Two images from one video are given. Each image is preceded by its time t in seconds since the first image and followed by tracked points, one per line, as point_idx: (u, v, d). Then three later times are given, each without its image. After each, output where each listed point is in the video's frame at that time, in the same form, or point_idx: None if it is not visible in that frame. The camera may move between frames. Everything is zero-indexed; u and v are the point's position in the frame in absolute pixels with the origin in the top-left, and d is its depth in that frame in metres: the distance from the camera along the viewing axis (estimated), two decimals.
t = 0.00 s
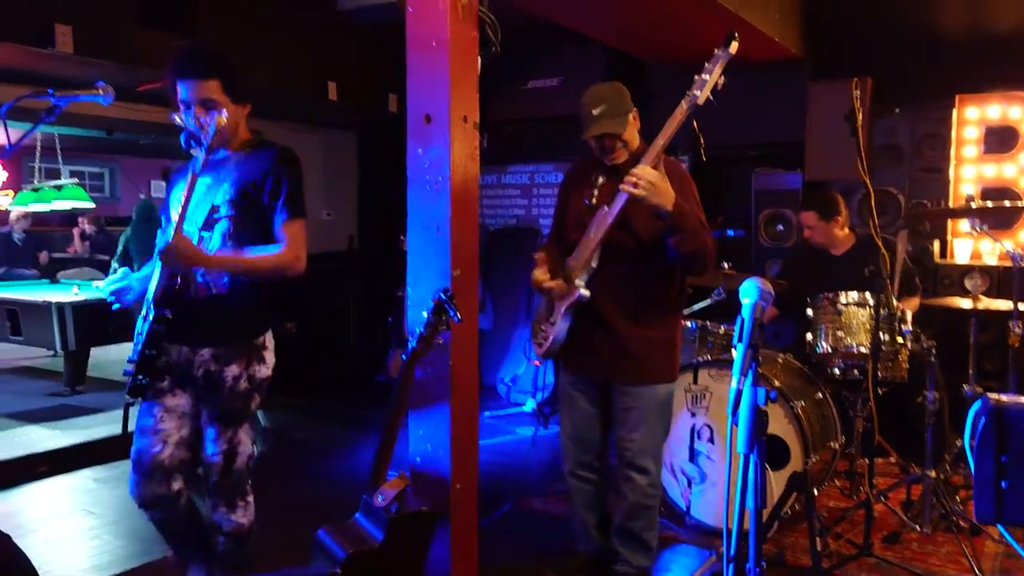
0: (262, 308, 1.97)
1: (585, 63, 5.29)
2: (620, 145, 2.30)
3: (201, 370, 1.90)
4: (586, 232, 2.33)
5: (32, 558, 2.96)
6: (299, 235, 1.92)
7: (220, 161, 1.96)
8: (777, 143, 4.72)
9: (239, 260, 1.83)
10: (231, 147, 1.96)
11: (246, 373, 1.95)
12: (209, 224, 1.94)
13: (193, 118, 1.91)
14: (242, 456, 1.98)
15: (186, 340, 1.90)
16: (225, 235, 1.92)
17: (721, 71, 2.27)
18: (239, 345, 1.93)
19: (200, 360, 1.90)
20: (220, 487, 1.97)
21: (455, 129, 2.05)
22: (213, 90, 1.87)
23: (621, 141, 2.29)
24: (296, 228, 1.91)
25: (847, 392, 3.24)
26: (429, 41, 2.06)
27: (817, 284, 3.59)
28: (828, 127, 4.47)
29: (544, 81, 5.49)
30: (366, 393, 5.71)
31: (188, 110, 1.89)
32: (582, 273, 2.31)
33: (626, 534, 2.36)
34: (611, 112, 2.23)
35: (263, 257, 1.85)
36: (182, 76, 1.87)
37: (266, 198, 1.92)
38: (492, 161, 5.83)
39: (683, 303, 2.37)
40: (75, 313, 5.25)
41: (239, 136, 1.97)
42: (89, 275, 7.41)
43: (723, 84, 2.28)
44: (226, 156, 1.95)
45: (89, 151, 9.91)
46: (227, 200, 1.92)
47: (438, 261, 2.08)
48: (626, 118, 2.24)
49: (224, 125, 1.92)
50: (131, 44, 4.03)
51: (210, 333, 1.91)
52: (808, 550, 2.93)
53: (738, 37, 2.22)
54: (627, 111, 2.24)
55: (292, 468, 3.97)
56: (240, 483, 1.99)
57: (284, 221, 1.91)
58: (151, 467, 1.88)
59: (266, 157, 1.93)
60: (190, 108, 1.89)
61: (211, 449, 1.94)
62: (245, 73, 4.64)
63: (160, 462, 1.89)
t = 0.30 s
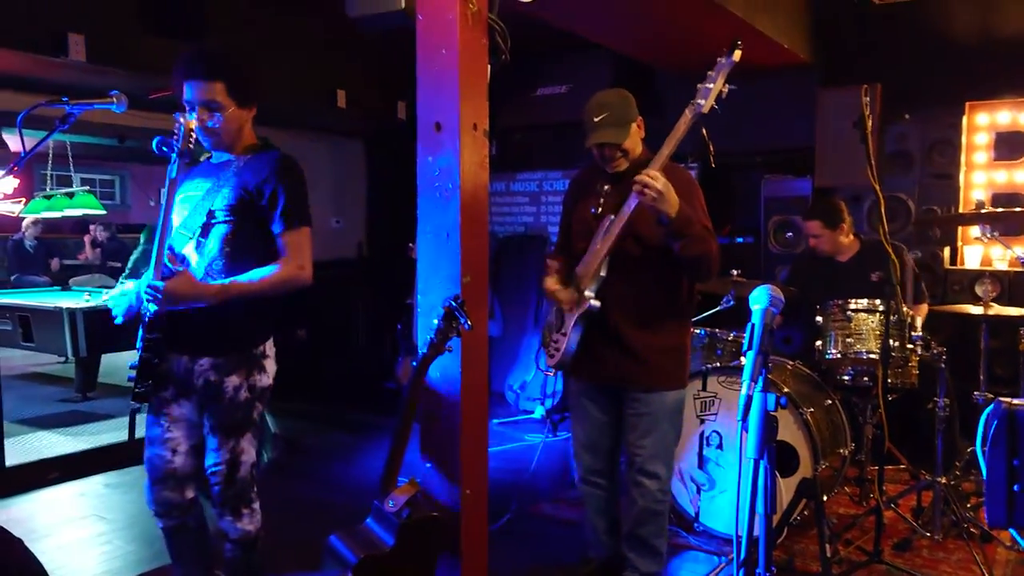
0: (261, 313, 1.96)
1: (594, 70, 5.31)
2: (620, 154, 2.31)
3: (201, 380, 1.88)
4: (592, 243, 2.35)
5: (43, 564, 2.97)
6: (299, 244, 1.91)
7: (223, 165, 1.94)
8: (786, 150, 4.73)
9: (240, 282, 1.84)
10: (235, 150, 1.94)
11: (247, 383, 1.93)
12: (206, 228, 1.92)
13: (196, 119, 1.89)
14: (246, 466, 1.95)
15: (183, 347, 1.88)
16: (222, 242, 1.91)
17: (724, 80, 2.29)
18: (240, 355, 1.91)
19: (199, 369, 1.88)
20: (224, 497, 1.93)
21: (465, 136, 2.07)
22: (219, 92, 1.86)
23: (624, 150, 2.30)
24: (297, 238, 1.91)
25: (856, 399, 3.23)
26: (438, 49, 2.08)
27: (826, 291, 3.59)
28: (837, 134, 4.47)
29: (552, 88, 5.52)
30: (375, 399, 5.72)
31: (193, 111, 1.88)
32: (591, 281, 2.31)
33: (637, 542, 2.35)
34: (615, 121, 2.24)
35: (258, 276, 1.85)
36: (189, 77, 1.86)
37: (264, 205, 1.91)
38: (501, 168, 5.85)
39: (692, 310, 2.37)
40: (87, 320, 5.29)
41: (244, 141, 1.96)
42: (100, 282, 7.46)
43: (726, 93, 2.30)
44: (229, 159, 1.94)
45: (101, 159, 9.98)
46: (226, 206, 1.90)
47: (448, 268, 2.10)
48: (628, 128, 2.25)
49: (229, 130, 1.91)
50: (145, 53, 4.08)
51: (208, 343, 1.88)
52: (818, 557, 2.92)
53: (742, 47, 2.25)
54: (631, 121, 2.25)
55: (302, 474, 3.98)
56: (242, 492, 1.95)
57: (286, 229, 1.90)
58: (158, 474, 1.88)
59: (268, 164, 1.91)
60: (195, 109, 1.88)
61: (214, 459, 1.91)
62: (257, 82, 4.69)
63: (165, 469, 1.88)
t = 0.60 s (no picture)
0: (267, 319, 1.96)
1: (600, 78, 5.33)
2: (632, 163, 2.32)
3: (203, 388, 1.89)
4: (602, 250, 2.34)
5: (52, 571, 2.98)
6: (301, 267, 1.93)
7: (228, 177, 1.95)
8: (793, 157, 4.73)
9: (246, 291, 1.84)
10: (242, 159, 1.96)
11: (249, 390, 1.94)
12: (212, 242, 1.91)
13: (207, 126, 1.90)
14: (250, 473, 1.96)
15: (187, 356, 1.88)
16: (225, 257, 1.91)
17: (736, 90, 2.25)
18: (242, 363, 1.92)
19: (201, 377, 1.88)
20: (227, 503, 1.93)
21: (473, 145, 2.08)
22: (234, 102, 1.88)
23: (634, 159, 2.30)
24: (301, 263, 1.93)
25: (864, 407, 3.22)
26: (446, 58, 2.09)
27: (833, 298, 3.58)
28: (844, 141, 4.47)
29: (559, 95, 5.54)
30: (382, 406, 5.72)
31: (205, 118, 1.89)
32: (600, 291, 2.29)
33: (642, 549, 2.34)
34: (626, 131, 2.24)
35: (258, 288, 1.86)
36: (205, 84, 1.87)
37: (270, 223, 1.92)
38: (508, 175, 5.86)
39: (699, 317, 2.36)
40: (95, 326, 5.31)
41: (252, 151, 1.97)
42: (109, 288, 7.49)
43: (738, 102, 2.27)
44: (235, 171, 1.95)
45: (111, 167, 10.04)
46: (231, 223, 1.90)
47: (455, 275, 2.10)
48: (640, 136, 2.25)
49: (236, 141, 1.92)
50: (155, 61, 4.10)
51: (210, 350, 1.89)
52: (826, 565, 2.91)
53: (753, 57, 2.21)
54: (641, 130, 2.25)
55: (309, 481, 3.98)
56: (245, 499, 1.95)
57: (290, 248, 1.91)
58: (166, 482, 1.89)
59: (279, 184, 1.92)
60: (207, 116, 1.89)
61: (216, 467, 1.92)
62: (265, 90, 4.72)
63: (173, 476, 1.89)
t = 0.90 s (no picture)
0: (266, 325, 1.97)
1: (602, 83, 5.34)
2: (637, 167, 2.31)
3: (202, 394, 1.88)
4: (605, 255, 2.34)
5: None
6: (296, 270, 1.94)
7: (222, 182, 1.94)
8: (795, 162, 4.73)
9: (244, 295, 1.84)
10: (233, 165, 1.95)
11: (249, 394, 1.94)
12: (211, 248, 1.91)
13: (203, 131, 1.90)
14: (249, 478, 1.95)
15: (188, 362, 1.87)
16: (222, 261, 1.91)
17: (741, 95, 2.25)
18: (242, 366, 1.93)
19: (201, 382, 1.88)
20: (227, 508, 1.92)
21: (474, 150, 2.08)
22: (231, 108, 1.89)
23: (639, 162, 2.30)
24: (296, 266, 1.94)
25: (866, 414, 3.22)
26: (448, 65, 2.09)
27: (835, 304, 3.58)
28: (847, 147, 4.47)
29: (561, 101, 5.56)
30: (384, 412, 5.72)
31: (201, 122, 1.89)
32: (603, 295, 2.30)
33: (645, 555, 2.33)
34: (630, 134, 2.24)
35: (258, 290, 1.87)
36: (205, 88, 1.88)
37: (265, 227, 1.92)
38: (510, 181, 5.87)
39: (701, 323, 2.36)
40: (97, 331, 5.31)
41: (243, 157, 1.97)
42: (111, 293, 7.50)
43: (743, 107, 2.26)
44: (230, 176, 1.94)
45: (113, 172, 10.07)
46: (228, 228, 1.90)
47: (456, 281, 2.11)
48: (645, 140, 2.25)
49: (231, 144, 1.92)
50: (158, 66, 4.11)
51: (209, 356, 1.88)
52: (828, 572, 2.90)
53: (759, 62, 2.22)
54: (645, 134, 2.25)
55: (310, 487, 3.97)
56: (245, 504, 1.95)
57: (282, 254, 1.92)
58: (171, 486, 1.90)
59: (274, 188, 1.93)
60: (203, 120, 1.89)
61: (215, 472, 1.91)
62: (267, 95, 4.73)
63: (176, 480, 1.89)
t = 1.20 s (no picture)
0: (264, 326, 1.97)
1: (600, 85, 5.35)
2: (632, 170, 2.31)
3: (203, 393, 1.88)
4: (606, 258, 2.34)
5: None
6: (290, 257, 1.93)
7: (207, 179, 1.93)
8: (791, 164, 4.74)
9: (240, 289, 1.83)
10: (215, 161, 1.94)
11: (249, 393, 1.94)
12: (204, 244, 1.91)
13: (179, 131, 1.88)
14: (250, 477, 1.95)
15: (187, 361, 1.87)
16: (218, 255, 1.91)
17: (739, 100, 2.24)
18: (242, 365, 1.92)
19: (202, 381, 1.88)
20: (227, 507, 1.92)
21: (471, 151, 2.08)
22: (200, 102, 1.85)
23: (634, 166, 2.30)
24: (289, 251, 1.93)
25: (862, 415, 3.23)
26: (445, 66, 2.09)
27: (831, 305, 3.59)
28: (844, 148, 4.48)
29: (558, 102, 5.58)
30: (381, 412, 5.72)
31: (175, 122, 1.87)
32: (603, 298, 2.30)
33: (641, 557, 2.33)
34: (626, 138, 2.25)
35: (254, 281, 1.87)
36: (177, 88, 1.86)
37: (257, 219, 1.92)
38: (507, 182, 5.88)
39: (699, 325, 2.36)
40: (93, 332, 5.30)
41: (224, 152, 1.95)
42: (108, 294, 7.49)
43: (741, 112, 2.25)
44: (213, 172, 1.93)
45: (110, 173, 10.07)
46: (219, 222, 1.90)
47: (454, 283, 2.11)
48: (641, 142, 2.26)
49: (210, 139, 1.90)
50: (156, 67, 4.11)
51: (208, 356, 1.88)
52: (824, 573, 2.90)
53: (756, 68, 2.19)
54: (641, 138, 2.26)
55: (308, 488, 3.97)
56: (247, 503, 1.95)
57: (277, 240, 1.92)
58: (178, 485, 1.92)
59: (258, 179, 1.92)
60: (177, 120, 1.87)
61: (216, 470, 1.91)
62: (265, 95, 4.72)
63: (180, 478, 1.91)
